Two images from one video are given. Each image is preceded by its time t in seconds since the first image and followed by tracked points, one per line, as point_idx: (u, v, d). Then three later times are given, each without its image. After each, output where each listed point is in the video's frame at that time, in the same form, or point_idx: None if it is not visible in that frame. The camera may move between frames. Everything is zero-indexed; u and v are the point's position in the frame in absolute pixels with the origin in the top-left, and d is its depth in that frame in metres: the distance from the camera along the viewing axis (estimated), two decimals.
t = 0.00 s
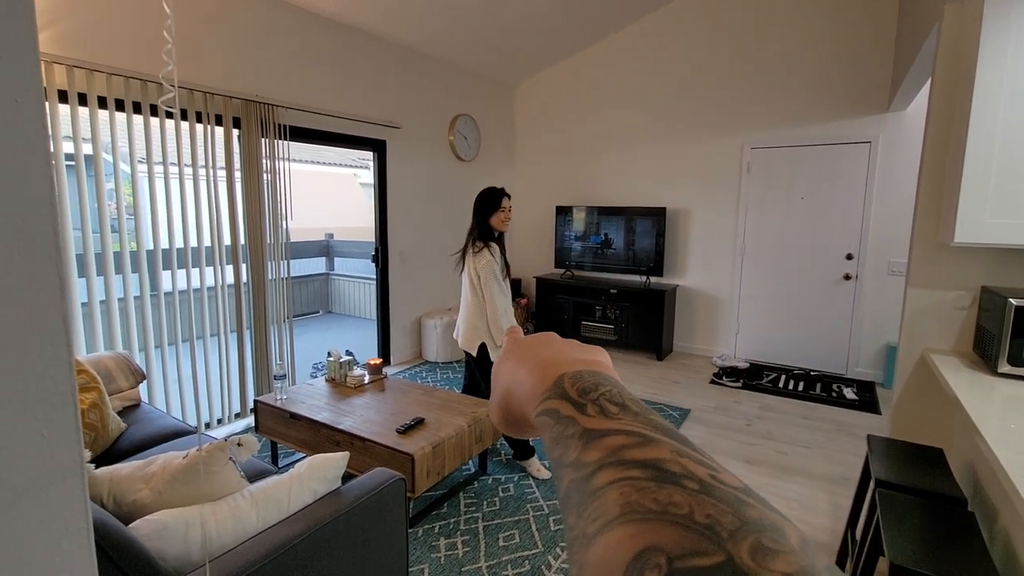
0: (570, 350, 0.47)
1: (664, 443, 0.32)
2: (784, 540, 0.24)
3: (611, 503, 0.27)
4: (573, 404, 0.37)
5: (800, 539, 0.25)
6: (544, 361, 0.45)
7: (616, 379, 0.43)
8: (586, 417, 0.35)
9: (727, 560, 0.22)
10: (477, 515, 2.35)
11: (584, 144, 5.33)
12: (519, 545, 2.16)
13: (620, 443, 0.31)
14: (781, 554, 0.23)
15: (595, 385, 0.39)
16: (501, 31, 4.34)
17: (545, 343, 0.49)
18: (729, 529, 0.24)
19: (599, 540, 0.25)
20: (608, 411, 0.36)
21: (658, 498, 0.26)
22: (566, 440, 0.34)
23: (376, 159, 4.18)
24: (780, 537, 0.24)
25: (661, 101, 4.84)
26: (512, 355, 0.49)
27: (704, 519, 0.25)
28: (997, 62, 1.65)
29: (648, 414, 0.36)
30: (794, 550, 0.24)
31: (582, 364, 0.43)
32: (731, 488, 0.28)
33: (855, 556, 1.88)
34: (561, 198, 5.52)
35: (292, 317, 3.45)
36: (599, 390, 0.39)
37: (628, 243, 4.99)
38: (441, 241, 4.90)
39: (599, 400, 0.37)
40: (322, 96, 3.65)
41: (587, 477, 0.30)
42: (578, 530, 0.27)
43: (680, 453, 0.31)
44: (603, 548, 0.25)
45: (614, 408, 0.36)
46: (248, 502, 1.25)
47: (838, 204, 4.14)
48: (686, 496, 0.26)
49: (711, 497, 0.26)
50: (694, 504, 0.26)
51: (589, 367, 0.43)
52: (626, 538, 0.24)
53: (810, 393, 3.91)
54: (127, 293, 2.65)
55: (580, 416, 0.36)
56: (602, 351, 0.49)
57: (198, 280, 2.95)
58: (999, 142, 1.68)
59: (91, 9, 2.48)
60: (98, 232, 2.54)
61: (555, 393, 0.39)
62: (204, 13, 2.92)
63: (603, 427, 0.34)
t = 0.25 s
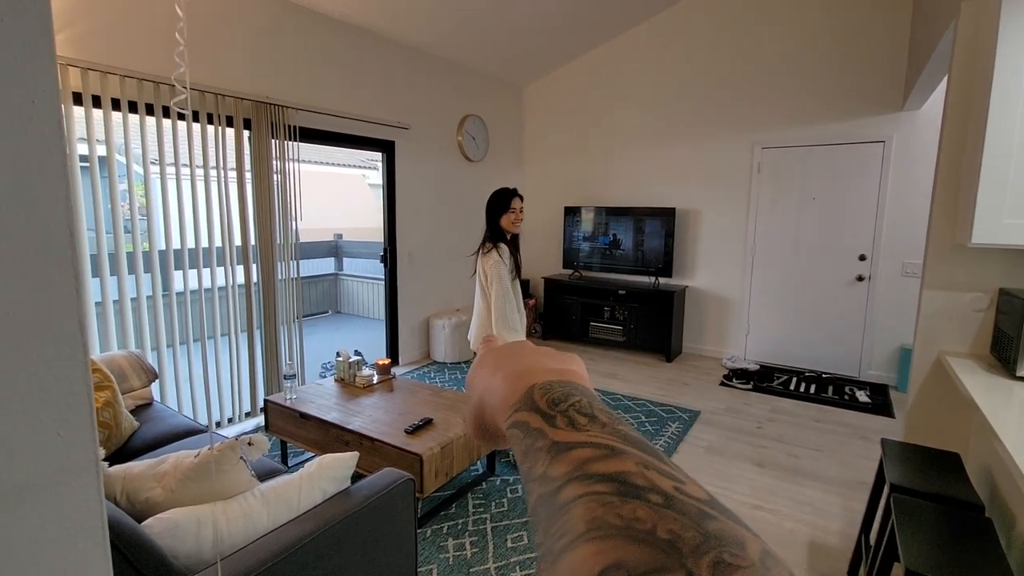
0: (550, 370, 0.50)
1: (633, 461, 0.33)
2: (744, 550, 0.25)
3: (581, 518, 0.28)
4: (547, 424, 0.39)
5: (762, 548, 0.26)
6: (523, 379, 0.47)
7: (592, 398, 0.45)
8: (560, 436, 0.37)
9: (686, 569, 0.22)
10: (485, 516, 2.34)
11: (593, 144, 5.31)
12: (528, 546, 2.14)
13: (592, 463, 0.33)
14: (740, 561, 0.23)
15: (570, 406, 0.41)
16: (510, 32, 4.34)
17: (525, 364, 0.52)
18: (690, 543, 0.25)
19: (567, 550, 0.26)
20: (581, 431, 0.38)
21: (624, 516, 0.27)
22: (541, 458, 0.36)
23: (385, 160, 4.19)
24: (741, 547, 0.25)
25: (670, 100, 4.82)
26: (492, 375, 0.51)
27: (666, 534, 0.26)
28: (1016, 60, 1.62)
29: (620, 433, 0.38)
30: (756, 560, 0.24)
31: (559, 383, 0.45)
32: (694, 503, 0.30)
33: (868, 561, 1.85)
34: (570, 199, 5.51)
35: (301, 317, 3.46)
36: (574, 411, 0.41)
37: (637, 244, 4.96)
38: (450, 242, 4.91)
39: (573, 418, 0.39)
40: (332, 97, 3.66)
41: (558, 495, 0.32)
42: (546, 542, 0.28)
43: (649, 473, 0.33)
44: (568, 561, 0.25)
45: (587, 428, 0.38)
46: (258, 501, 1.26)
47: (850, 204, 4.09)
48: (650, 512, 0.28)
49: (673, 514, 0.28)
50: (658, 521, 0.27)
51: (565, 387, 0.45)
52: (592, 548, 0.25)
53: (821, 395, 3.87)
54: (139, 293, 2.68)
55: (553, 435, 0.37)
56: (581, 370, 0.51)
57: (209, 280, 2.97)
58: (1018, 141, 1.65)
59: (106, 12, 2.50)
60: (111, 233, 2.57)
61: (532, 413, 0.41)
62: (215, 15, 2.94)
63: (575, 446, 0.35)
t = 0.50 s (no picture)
0: (514, 374, 0.51)
1: (586, 470, 0.34)
2: (686, 559, 0.26)
3: (531, 539, 0.29)
4: (506, 435, 0.40)
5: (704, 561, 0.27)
6: (486, 386, 0.48)
7: (554, 403, 0.46)
8: (518, 446, 0.38)
9: None
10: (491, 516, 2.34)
11: (600, 144, 5.30)
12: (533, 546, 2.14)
13: (545, 477, 0.34)
14: (679, 572, 0.24)
15: (529, 414, 0.42)
16: (517, 32, 4.34)
17: (491, 369, 0.53)
18: (631, 553, 0.26)
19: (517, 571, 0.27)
20: (538, 442, 0.38)
21: (571, 530, 0.28)
22: (499, 475, 0.36)
23: (392, 160, 4.20)
24: (681, 556, 0.26)
25: (678, 100, 4.79)
26: (460, 382, 0.52)
27: (609, 547, 0.27)
28: None
29: (577, 439, 0.39)
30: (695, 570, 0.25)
31: (521, 388, 0.46)
32: (643, 511, 0.31)
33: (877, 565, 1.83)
34: (576, 199, 5.50)
35: (309, 316, 3.47)
36: (532, 420, 0.41)
37: (644, 244, 4.95)
38: (456, 241, 4.91)
39: (531, 428, 0.40)
40: (340, 97, 3.68)
41: (513, 510, 0.32)
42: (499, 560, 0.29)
43: (600, 482, 0.33)
44: None
45: (544, 438, 0.38)
46: (266, 500, 1.26)
47: (860, 204, 4.05)
48: (596, 524, 0.29)
49: (619, 524, 0.29)
50: (603, 533, 0.28)
51: (527, 392, 0.46)
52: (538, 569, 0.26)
53: (830, 397, 3.84)
54: (148, 291, 2.70)
55: (511, 446, 0.38)
56: (546, 373, 0.53)
57: (217, 279, 2.99)
58: None
59: (116, 13, 2.53)
60: (121, 232, 2.59)
61: (492, 425, 0.42)
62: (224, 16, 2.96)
63: (531, 457, 0.36)
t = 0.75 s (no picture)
0: (493, 389, 0.52)
1: (557, 487, 0.36)
2: None
3: (500, 562, 0.30)
4: (482, 452, 0.41)
5: None
6: (466, 403, 0.50)
7: (531, 417, 0.48)
8: (493, 464, 0.40)
9: None
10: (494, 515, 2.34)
11: (604, 143, 5.29)
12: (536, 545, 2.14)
13: (517, 497, 0.35)
14: None
15: (506, 432, 0.43)
16: (521, 30, 4.33)
17: (473, 385, 0.54)
18: None
19: None
20: (512, 460, 0.40)
21: (537, 551, 0.30)
22: (474, 494, 0.38)
23: (397, 159, 4.20)
24: None
25: (682, 99, 4.78)
26: (442, 398, 0.53)
27: (574, 568, 0.28)
28: None
29: (550, 455, 0.40)
30: None
31: (499, 404, 0.48)
32: (609, 530, 0.32)
33: (881, 566, 1.83)
34: (581, 198, 5.49)
35: (313, 315, 3.48)
36: (508, 438, 0.42)
37: (648, 244, 4.94)
38: (460, 240, 4.91)
39: (507, 445, 0.41)
40: (344, 96, 3.69)
41: (484, 530, 0.34)
42: None
43: (569, 501, 0.35)
44: None
45: (518, 457, 0.40)
46: (269, 498, 1.27)
47: (866, 204, 4.03)
48: (562, 545, 0.30)
49: (585, 545, 0.31)
50: (568, 554, 0.30)
51: (504, 408, 0.48)
52: None
53: (835, 397, 3.82)
54: (154, 289, 2.71)
55: (486, 464, 0.40)
56: (526, 385, 0.54)
57: (222, 278, 3.00)
58: None
59: (122, 13, 2.54)
60: (126, 230, 2.61)
61: (469, 443, 0.43)
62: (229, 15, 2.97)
63: (504, 475, 0.38)
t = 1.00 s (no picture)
0: (507, 382, 0.52)
1: (572, 477, 0.36)
2: (663, 566, 0.28)
3: (516, 551, 0.30)
4: (496, 443, 0.41)
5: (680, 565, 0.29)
6: (479, 395, 0.49)
7: (545, 408, 0.47)
8: (507, 454, 0.40)
9: None
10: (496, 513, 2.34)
11: (607, 141, 5.27)
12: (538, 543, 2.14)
13: (532, 487, 0.35)
14: None
15: (519, 422, 0.43)
16: (523, 28, 4.32)
17: (486, 377, 0.53)
18: (612, 563, 0.28)
19: None
20: (527, 450, 0.39)
21: (554, 538, 0.30)
22: (489, 485, 0.37)
23: (399, 157, 4.20)
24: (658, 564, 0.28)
25: (685, 96, 4.76)
26: (456, 390, 0.53)
27: (591, 556, 0.29)
28: None
29: (564, 445, 0.40)
30: None
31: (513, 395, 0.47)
32: (624, 517, 0.32)
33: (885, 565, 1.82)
34: (583, 196, 5.48)
35: (315, 313, 3.49)
36: (523, 428, 0.42)
37: (651, 242, 4.93)
38: (462, 239, 4.91)
39: (521, 434, 0.41)
40: (347, 94, 3.69)
41: (500, 519, 0.34)
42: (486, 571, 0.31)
43: (584, 489, 0.35)
44: None
45: (532, 446, 0.39)
46: (272, 496, 1.27)
47: (870, 202, 4.01)
48: (578, 533, 0.30)
49: (601, 531, 0.30)
50: (584, 541, 0.30)
51: (518, 399, 0.47)
52: None
53: (838, 396, 3.81)
54: (157, 287, 2.72)
55: (500, 454, 0.40)
56: (539, 377, 0.54)
57: (225, 276, 3.01)
58: None
59: (124, 11, 2.54)
60: (129, 228, 2.62)
61: (483, 434, 0.43)
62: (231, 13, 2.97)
63: (519, 465, 0.38)
